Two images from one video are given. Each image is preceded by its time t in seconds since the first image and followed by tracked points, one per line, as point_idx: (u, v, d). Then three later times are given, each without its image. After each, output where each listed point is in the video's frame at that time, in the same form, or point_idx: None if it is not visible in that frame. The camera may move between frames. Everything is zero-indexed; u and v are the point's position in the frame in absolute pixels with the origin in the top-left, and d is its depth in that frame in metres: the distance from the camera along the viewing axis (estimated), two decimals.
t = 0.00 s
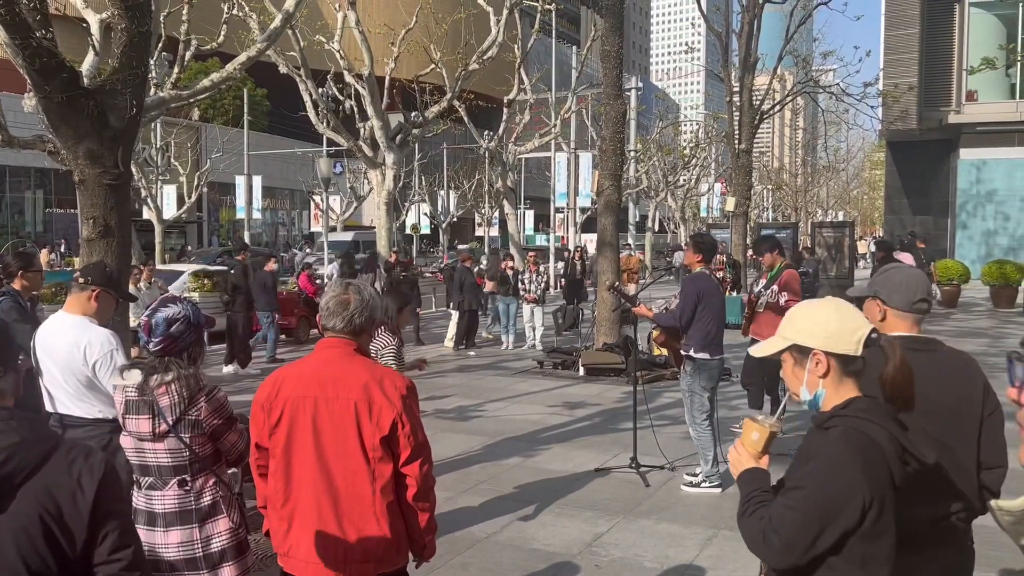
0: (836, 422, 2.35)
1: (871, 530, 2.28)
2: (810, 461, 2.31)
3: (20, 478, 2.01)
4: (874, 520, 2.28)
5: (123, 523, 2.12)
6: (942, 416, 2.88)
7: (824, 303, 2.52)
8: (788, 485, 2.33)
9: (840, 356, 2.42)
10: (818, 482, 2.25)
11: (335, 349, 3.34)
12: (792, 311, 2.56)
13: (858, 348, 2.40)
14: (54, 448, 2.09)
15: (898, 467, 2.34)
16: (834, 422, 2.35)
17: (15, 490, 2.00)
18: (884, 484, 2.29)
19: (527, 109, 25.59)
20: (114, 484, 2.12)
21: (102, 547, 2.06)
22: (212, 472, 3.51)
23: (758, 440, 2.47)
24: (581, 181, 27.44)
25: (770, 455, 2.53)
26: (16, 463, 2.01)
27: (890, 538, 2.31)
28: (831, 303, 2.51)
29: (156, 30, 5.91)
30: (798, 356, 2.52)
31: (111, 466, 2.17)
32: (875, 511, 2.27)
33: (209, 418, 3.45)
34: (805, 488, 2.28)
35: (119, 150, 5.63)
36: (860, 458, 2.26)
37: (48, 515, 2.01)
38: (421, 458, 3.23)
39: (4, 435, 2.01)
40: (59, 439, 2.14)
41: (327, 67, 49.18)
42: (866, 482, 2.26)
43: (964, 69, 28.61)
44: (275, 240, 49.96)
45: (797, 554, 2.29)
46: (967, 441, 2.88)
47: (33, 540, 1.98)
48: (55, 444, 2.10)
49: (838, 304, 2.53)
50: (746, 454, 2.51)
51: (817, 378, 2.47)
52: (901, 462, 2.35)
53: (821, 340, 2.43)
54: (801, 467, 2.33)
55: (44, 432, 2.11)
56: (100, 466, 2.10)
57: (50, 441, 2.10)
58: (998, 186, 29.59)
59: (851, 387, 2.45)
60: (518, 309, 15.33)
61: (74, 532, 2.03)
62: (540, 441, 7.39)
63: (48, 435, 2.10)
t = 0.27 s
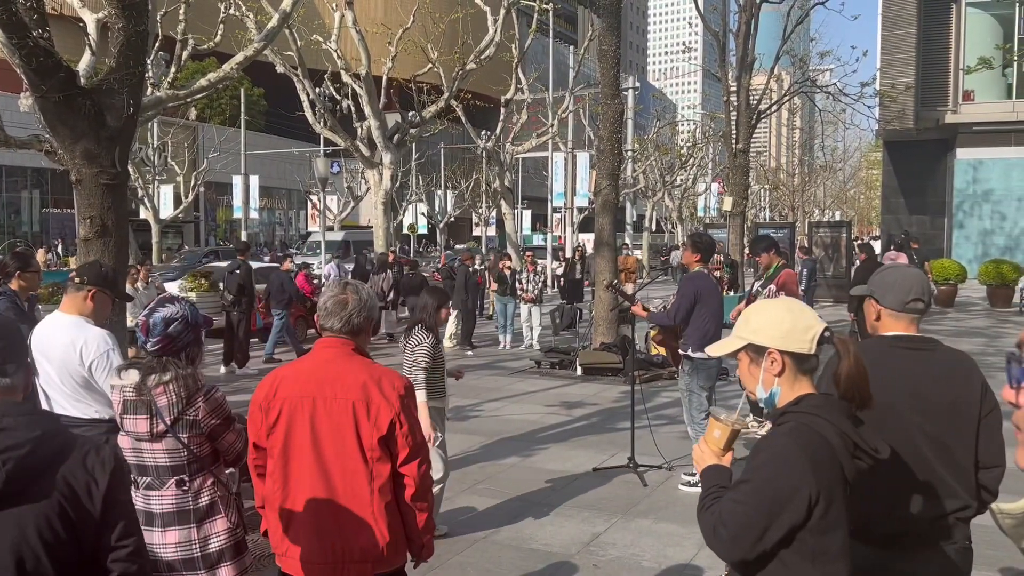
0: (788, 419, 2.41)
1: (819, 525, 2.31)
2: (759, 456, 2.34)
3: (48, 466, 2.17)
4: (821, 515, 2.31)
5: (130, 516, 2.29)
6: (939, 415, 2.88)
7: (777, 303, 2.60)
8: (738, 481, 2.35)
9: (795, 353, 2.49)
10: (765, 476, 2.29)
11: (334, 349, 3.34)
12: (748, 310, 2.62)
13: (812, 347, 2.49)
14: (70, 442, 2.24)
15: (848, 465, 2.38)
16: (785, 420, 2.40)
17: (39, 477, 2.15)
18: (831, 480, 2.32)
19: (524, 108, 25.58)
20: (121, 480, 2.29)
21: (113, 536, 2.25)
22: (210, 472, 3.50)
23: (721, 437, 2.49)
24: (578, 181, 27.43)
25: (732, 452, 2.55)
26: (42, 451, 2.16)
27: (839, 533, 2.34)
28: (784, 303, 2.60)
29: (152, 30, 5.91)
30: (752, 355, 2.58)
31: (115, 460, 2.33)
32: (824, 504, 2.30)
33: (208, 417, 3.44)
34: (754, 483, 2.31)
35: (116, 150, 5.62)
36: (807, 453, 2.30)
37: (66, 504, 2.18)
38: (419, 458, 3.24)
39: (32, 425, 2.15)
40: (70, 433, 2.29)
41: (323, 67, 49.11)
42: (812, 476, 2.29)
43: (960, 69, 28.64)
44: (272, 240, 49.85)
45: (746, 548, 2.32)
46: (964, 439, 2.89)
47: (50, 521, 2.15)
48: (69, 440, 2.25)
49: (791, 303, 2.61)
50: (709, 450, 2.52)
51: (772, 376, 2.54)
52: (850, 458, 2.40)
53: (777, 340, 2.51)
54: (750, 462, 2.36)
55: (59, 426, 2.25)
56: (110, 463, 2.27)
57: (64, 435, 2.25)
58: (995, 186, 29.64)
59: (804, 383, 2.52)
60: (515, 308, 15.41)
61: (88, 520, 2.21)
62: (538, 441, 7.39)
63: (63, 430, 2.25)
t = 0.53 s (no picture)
0: (729, 431, 2.36)
1: (748, 539, 2.28)
2: (693, 467, 2.31)
3: (70, 443, 2.20)
4: (755, 528, 2.28)
5: (142, 500, 2.32)
6: (937, 412, 2.88)
7: (727, 311, 2.48)
8: (672, 489, 2.32)
9: (739, 362, 2.38)
10: (696, 489, 2.26)
11: (332, 350, 3.33)
12: (697, 316, 2.50)
13: (756, 357, 2.37)
14: (90, 427, 2.27)
15: (787, 481, 2.32)
16: (725, 433, 2.35)
17: (61, 454, 2.18)
18: (766, 493, 2.28)
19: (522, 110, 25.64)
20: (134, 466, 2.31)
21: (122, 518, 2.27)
22: (209, 472, 3.49)
23: (668, 440, 2.41)
24: (577, 181, 27.49)
25: (679, 457, 2.47)
26: (65, 431, 2.20)
27: (773, 546, 2.31)
28: (735, 311, 2.47)
29: (150, 31, 5.90)
30: (699, 361, 2.47)
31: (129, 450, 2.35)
32: (756, 518, 2.27)
33: (207, 417, 3.44)
34: (685, 495, 2.28)
35: (114, 150, 5.62)
36: (740, 466, 2.26)
37: (82, 482, 2.20)
38: (418, 458, 3.24)
39: (55, 408, 2.20)
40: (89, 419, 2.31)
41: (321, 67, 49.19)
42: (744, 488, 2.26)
43: (958, 69, 28.72)
44: (269, 240, 49.76)
45: (674, 557, 2.29)
46: (964, 438, 2.89)
47: (68, 502, 2.17)
48: (88, 424, 2.28)
49: (742, 311, 2.49)
50: (656, 451, 2.45)
51: (716, 386, 2.44)
52: (790, 474, 2.34)
53: (722, 349, 2.40)
54: (688, 471, 2.33)
55: (78, 412, 2.28)
56: (125, 448, 2.30)
57: (84, 420, 2.27)
58: (992, 186, 30.28)
59: (749, 394, 2.42)
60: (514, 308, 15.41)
61: (101, 498, 2.24)
62: (537, 441, 7.38)
63: (82, 413, 2.28)
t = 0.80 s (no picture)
0: (662, 433, 2.36)
1: (680, 545, 2.27)
2: (626, 470, 2.30)
3: (61, 432, 2.44)
4: (686, 534, 2.28)
5: (127, 489, 2.57)
6: (936, 412, 2.88)
7: (666, 311, 2.49)
8: (605, 494, 2.31)
9: (676, 364, 2.41)
10: (626, 493, 2.25)
11: (329, 350, 3.32)
12: (635, 315, 2.52)
13: (692, 358, 2.40)
14: (74, 417, 2.50)
15: (719, 484, 2.33)
16: (659, 434, 2.36)
17: (52, 445, 2.41)
18: (696, 497, 2.28)
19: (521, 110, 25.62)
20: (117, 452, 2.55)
21: (111, 505, 2.52)
22: (208, 472, 3.48)
23: (600, 440, 2.44)
24: (575, 181, 27.51)
25: (613, 456, 2.49)
26: (53, 420, 2.43)
27: (705, 551, 2.31)
28: (671, 310, 2.49)
29: (148, 31, 5.90)
30: (636, 361, 2.49)
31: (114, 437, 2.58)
32: (688, 525, 2.27)
33: (205, 418, 3.43)
34: (615, 499, 2.27)
35: (111, 151, 5.61)
36: (670, 471, 2.26)
37: (72, 470, 2.44)
38: (415, 458, 3.24)
39: (43, 400, 2.43)
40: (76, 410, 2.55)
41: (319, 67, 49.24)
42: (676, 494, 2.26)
43: (956, 69, 28.74)
44: (268, 240, 49.71)
45: (605, 564, 2.28)
46: (963, 438, 2.88)
47: (57, 485, 2.41)
48: (74, 416, 2.51)
49: (682, 312, 2.51)
50: (591, 451, 2.47)
51: (650, 386, 2.47)
52: (723, 478, 2.34)
53: (659, 350, 2.42)
54: (620, 473, 2.32)
55: (65, 403, 2.51)
56: (107, 438, 2.53)
57: (69, 411, 2.50)
58: (991, 185, 29.91)
59: (683, 396, 2.44)
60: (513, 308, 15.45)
61: (88, 486, 2.48)
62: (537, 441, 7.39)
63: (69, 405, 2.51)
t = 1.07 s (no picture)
0: (612, 432, 2.41)
1: (640, 542, 2.33)
2: (581, 473, 2.33)
3: (11, 436, 2.52)
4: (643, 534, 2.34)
5: (81, 486, 2.65)
6: (934, 413, 2.88)
7: (597, 310, 2.61)
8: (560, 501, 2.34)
9: (608, 362, 2.51)
10: (582, 497, 2.29)
11: (328, 351, 3.32)
12: (569, 316, 2.65)
13: (625, 355, 2.50)
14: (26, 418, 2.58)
15: (667, 478, 2.39)
16: (607, 437, 2.40)
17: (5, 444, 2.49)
18: (651, 497, 2.35)
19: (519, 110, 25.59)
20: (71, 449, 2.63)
21: (67, 498, 2.61)
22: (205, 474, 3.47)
23: (545, 448, 2.48)
24: (574, 181, 27.48)
25: (561, 462, 2.53)
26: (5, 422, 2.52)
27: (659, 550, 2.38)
28: (601, 310, 2.61)
29: (145, 32, 5.90)
30: (571, 362, 2.61)
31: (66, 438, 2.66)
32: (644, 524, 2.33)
33: (202, 419, 3.44)
34: (572, 506, 2.30)
35: (108, 152, 5.61)
36: (622, 473, 2.31)
37: (26, 471, 2.52)
38: (413, 459, 3.23)
39: None
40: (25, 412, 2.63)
41: (317, 68, 49.22)
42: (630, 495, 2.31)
43: (954, 68, 28.76)
44: (266, 241, 49.65)
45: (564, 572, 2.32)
46: (962, 439, 2.87)
47: (13, 482, 2.48)
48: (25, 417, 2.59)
49: (613, 312, 2.62)
50: (535, 462, 2.53)
51: (588, 387, 2.57)
52: (670, 468, 2.42)
53: (590, 348, 2.53)
54: (571, 482, 2.35)
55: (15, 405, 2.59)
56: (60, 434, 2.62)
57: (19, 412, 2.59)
58: (988, 185, 29.78)
59: (622, 394, 2.54)
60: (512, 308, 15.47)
61: (43, 484, 2.55)
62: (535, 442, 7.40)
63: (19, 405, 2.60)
